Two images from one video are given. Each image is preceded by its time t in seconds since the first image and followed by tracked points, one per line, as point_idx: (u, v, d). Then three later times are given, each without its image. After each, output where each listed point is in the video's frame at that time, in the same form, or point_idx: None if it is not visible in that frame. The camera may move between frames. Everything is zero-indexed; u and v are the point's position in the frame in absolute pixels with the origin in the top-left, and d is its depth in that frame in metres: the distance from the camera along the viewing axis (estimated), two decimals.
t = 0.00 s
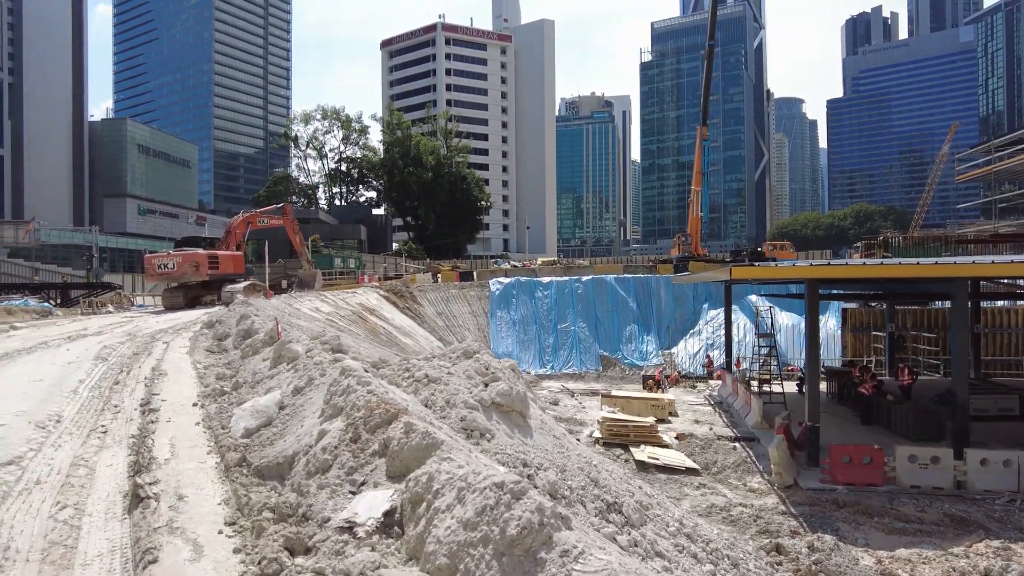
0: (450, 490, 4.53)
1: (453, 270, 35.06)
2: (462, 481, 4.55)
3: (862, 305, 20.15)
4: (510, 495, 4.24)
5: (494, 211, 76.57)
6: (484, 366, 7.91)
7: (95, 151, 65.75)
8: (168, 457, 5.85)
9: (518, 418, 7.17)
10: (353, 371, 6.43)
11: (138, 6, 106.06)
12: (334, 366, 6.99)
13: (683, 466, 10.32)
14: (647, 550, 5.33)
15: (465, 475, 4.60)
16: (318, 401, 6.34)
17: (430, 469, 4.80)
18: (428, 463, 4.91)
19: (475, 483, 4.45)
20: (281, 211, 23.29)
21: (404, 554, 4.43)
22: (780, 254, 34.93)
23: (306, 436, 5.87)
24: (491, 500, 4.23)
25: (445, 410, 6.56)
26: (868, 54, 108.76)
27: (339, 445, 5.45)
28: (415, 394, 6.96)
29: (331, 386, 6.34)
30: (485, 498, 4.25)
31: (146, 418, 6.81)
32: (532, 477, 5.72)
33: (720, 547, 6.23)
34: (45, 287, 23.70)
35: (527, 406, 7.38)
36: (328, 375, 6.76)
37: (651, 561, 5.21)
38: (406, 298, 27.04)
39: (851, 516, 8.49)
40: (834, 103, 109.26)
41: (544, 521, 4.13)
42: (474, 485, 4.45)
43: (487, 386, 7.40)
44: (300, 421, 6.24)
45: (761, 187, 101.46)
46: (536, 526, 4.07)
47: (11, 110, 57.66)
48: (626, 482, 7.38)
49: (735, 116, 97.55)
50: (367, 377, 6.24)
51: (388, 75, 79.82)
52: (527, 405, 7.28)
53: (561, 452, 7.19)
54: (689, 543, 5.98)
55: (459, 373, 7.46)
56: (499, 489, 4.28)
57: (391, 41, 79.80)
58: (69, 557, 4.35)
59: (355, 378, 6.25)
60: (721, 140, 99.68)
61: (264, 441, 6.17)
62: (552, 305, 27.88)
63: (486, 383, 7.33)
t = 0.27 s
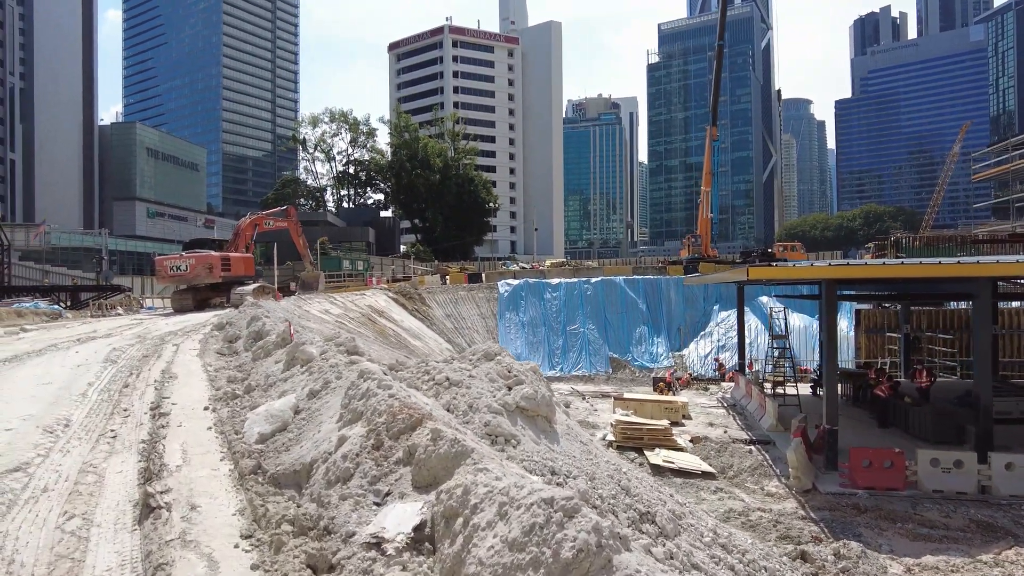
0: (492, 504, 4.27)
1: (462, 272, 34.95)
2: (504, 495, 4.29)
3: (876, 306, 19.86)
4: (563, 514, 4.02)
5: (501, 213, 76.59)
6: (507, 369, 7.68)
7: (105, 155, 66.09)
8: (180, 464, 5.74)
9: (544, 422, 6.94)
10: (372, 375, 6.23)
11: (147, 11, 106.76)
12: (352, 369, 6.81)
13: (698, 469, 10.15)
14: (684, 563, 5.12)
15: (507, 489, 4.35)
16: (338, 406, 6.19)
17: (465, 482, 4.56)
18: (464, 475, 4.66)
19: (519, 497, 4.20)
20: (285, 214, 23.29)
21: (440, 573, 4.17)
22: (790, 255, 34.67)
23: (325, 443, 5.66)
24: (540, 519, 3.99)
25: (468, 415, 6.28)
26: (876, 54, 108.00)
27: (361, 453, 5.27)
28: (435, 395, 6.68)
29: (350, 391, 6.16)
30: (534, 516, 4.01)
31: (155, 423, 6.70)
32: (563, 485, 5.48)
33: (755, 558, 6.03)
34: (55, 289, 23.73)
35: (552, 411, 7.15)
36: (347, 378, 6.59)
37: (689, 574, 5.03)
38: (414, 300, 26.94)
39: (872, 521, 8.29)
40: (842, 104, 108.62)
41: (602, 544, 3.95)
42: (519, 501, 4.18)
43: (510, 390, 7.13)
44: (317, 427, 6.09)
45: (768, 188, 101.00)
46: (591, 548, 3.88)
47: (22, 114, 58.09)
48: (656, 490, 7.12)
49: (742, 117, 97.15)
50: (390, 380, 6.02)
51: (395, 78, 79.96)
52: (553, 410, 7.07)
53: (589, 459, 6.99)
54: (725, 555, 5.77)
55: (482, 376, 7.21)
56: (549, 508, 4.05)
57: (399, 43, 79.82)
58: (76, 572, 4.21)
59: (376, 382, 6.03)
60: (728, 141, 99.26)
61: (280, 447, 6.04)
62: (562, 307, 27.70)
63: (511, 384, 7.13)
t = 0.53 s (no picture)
0: (549, 540, 3.83)
1: (473, 275, 34.81)
2: (564, 531, 3.86)
3: (896, 309, 19.50)
4: (641, 557, 3.60)
5: (512, 216, 76.49)
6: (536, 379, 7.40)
7: (118, 160, 66.56)
8: (194, 479, 5.59)
9: (578, 434, 6.67)
10: (395, 385, 5.99)
11: (159, 17, 107.67)
12: (373, 378, 6.59)
13: (719, 476, 9.94)
14: None
15: (566, 523, 3.93)
16: (360, 417, 5.97)
17: (514, 511, 4.13)
18: (515, 504, 4.24)
19: (584, 535, 3.78)
20: (288, 220, 23.31)
21: None
22: (805, 257, 34.25)
23: (349, 458, 5.41)
24: (613, 562, 3.55)
25: (498, 426, 5.97)
26: (889, 53, 106.89)
27: (388, 471, 4.99)
28: (463, 405, 6.41)
29: (373, 402, 5.93)
30: (605, 558, 3.57)
31: (168, 433, 6.55)
32: (607, 507, 5.15)
33: None
34: (68, 293, 23.77)
35: (587, 423, 6.87)
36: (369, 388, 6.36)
37: None
38: (426, 303, 26.79)
39: (901, 531, 8.06)
40: (854, 104, 107.62)
41: None
42: (584, 539, 3.75)
43: (541, 401, 6.87)
44: (338, 440, 5.87)
45: (780, 189, 100.31)
46: None
47: (37, 119, 58.62)
48: (697, 506, 6.83)
49: (754, 119, 96.45)
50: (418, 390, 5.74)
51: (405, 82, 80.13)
52: (587, 422, 6.79)
53: (627, 474, 6.71)
54: None
55: (511, 386, 6.94)
56: (623, 550, 3.63)
57: (409, 47, 79.87)
58: None
59: (401, 392, 5.76)
60: (739, 143, 98.61)
61: (299, 462, 5.85)
62: (574, 310, 27.50)
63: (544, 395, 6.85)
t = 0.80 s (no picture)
0: None
1: (493, 288, 34.72)
2: None
3: (926, 321, 19.02)
4: None
5: (531, 229, 76.61)
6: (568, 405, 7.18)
7: (144, 176, 67.79)
8: (218, 507, 5.35)
9: (616, 462, 6.42)
10: (425, 408, 5.74)
11: (184, 36, 110.01)
12: (400, 403, 6.42)
13: (749, 496, 9.67)
14: None
15: None
16: (388, 442, 5.78)
17: (568, 563, 3.75)
18: (566, 553, 3.87)
19: None
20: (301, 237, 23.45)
21: None
22: (830, 269, 33.71)
23: (378, 488, 5.16)
24: None
25: (533, 454, 5.76)
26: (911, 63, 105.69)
27: (421, 505, 4.66)
28: (495, 432, 6.17)
29: (401, 428, 5.73)
30: None
31: (190, 455, 6.41)
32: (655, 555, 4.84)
33: None
34: (95, 308, 24.09)
35: (626, 451, 6.59)
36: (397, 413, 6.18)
37: None
38: (446, 317, 26.70)
39: (943, 557, 7.72)
40: (876, 115, 106.39)
41: None
42: None
43: (575, 427, 6.66)
44: (365, 467, 5.66)
45: (801, 201, 99.37)
46: None
47: (67, 137, 60.08)
48: (741, 539, 6.53)
49: (774, 130, 95.74)
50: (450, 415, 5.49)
51: (425, 98, 80.92)
52: (626, 450, 6.53)
53: (666, 505, 6.45)
54: None
55: (544, 411, 6.73)
56: None
57: (428, 63, 80.61)
58: None
59: (431, 416, 5.53)
60: (759, 154, 97.82)
61: (324, 490, 5.66)
62: (595, 323, 27.31)
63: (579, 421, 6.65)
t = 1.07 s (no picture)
0: None
1: (505, 296, 34.59)
2: None
3: (946, 328, 18.71)
4: None
5: (542, 236, 76.52)
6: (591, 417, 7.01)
7: (158, 185, 68.39)
8: (228, 523, 5.27)
9: (644, 479, 6.25)
10: (443, 422, 5.59)
11: (198, 47, 111.29)
12: (417, 414, 6.28)
13: (768, 507, 9.46)
14: None
15: None
16: (405, 455, 5.65)
17: None
18: None
19: None
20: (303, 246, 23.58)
21: None
22: (846, 276, 33.33)
23: (396, 505, 5.01)
24: None
25: (557, 469, 5.61)
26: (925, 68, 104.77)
27: (443, 527, 4.49)
28: (517, 445, 6.00)
29: (419, 441, 5.59)
30: None
31: (201, 467, 6.33)
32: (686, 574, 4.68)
33: None
34: (108, 316, 24.18)
35: (655, 466, 6.42)
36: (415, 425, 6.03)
37: None
38: (457, 324, 26.57)
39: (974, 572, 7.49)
40: (890, 120, 105.55)
41: None
42: None
43: (600, 441, 6.50)
44: (382, 482, 5.52)
45: (814, 207, 98.64)
46: None
47: (84, 148, 61.00)
48: (774, 559, 6.33)
49: (786, 137, 95.16)
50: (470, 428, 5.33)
51: (436, 107, 81.27)
52: (655, 465, 6.36)
53: (697, 523, 6.25)
54: None
55: (568, 423, 6.59)
56: None
57: (440, 71, 80.94)
58: None
59: (450, 430, 5.39)
60: (771, 161, 97.11)
61: (339, 506, 5.53)
62: (607, 331, 27.10)
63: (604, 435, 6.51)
